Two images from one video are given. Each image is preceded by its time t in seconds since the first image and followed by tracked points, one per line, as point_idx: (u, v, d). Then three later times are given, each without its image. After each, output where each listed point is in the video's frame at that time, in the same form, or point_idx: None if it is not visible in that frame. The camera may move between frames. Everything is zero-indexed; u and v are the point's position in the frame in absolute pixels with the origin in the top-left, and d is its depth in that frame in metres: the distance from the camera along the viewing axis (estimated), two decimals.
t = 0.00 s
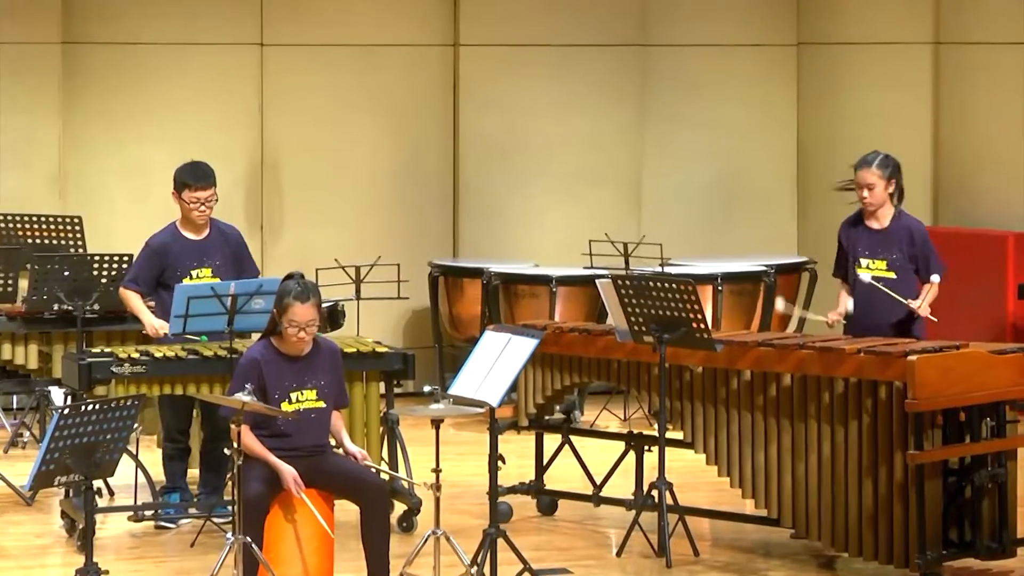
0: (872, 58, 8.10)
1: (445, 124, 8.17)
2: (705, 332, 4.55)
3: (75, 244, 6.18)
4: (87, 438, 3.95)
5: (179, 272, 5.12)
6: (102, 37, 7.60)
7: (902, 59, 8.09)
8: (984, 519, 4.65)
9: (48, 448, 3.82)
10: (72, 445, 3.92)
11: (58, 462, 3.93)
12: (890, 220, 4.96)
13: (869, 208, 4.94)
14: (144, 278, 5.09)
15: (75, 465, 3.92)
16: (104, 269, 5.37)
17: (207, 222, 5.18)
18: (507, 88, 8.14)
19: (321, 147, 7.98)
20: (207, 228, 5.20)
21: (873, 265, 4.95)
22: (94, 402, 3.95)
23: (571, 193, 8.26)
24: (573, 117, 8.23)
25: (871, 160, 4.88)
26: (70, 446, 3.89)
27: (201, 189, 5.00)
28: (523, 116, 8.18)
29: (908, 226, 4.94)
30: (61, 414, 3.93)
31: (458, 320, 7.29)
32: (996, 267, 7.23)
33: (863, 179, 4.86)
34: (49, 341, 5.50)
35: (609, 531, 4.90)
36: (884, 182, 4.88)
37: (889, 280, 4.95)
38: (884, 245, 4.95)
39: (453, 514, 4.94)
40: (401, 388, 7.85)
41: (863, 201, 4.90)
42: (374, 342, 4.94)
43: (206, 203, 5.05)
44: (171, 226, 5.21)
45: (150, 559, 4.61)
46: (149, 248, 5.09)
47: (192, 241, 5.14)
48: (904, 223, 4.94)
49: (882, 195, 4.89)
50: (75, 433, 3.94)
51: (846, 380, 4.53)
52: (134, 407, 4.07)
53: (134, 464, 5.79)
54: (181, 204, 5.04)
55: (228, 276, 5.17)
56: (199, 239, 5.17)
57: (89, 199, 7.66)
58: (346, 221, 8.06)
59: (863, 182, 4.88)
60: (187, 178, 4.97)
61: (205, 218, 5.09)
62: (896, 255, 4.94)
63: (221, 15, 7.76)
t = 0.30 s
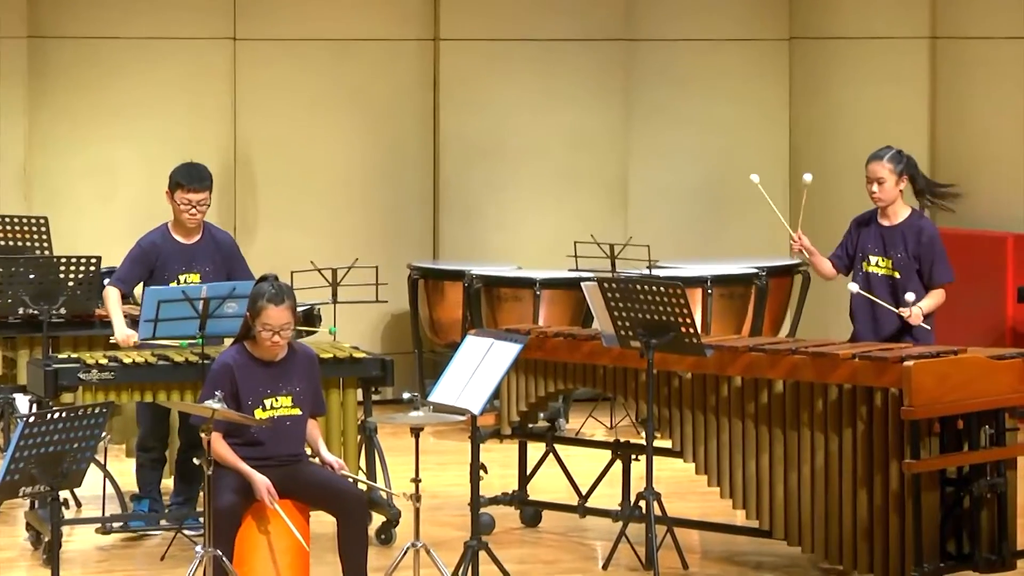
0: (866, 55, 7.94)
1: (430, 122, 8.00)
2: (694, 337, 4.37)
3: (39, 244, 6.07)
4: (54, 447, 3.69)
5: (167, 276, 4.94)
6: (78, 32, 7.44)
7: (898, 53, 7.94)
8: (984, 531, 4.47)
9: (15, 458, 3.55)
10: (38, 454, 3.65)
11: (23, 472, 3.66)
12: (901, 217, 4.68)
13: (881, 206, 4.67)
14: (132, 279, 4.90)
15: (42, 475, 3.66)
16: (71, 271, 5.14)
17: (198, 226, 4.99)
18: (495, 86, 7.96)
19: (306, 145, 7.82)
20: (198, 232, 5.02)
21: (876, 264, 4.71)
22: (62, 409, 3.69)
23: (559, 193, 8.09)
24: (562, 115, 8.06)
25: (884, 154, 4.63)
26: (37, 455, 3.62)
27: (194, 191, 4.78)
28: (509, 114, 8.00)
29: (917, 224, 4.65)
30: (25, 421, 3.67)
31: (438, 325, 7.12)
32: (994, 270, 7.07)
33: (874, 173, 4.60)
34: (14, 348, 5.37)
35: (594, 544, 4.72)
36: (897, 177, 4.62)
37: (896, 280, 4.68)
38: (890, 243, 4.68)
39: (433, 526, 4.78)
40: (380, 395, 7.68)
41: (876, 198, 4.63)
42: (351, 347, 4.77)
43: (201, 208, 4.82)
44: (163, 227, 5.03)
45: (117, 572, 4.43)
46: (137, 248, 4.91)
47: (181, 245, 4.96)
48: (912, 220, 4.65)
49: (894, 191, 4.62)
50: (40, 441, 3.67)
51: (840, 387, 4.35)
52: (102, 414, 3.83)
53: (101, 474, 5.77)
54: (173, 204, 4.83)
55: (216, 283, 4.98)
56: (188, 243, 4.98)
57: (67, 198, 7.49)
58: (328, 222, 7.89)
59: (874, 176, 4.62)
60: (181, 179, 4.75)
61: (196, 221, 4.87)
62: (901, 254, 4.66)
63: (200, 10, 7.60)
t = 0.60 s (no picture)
0: (861, 50, 7.80)
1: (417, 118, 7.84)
2: (686, 343, 4.21)
3: (9, 247, 5.94)
4: (21, 458, 3.46)
5: (148, 278, 4.78)
6: (57, 27, 7.29)
7: (896, 50, 7.79)
8: (983, 544, 4.30)
9: None
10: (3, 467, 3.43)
11: None
12: (875, 234, 4.72)
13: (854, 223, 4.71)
14: (111, 280, 4.73)
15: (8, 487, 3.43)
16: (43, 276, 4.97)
17: (181, 227, 4.82)
18: (486, 80, 7.82)
19: (291, 142, 7.67)
20: (182, 233, 4.85)
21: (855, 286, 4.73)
22: (28, 418, 3.45)
23: (549, 191, 7.95)
24: (551, 112, 7.90)
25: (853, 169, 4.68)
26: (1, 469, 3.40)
27: (178, 188, 4.61)
28: (498, 111, 7.85)
29: (892, 240, 4.69)
30: None
31: (422, 330, 6.97)
32: (994, 272, 6.92)
33: (845, 188, 4.65)
34: None
35: (581, 556, 4.57)
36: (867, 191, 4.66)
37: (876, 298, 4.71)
38: (866, 262, 4.71)
39: (416, 538, 4.64)
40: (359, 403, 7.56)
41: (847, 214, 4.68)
42: (331, 353, 4.62)
43: (183, 206, 4.66)
44: (145, 226, 4.87)
45: None
46: (118, 247, 4.74)
47: (162, 246, 4.79)
48: (887, 237, 4.70)
49: (866, 205, 4.67)
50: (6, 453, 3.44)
51: (835, 394, 4.20)
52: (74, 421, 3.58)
53: (71, 484, 5.67)
54: (154, 202, 4.66)
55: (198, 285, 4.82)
56: (170, 244, 4.81)
57: (48, 196, 7.34)
58: (314, 222, 7.75)
59: (844, 191, 4.66)
60: (162, 175, 4.59)
61: (177, 220, 4.70)
62: (880, 272, 4.69)
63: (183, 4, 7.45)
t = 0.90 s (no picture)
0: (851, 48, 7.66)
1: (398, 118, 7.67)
2: (671, 350, 4.05)
3: None
4: None
5: (110, 284, 4.62)
6: (31, 23, 7.12)
7: (887, 47, 7.61)
8: (978, 558, 4.11)
9: None
10: None
11: None
12: (843, 227, 4.47)
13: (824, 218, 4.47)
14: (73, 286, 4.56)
15: None
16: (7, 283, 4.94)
17: (144, 230, 4.67)
18: (468, 78, 7.67)
19: (271, 142, 7.52)
20: (146, 236, 4.69)
21: (818, 276, 4.47)
22: None
23: (534, 193, 7.80)
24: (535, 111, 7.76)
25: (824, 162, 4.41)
26: None
27: (138, 189, 4.47)
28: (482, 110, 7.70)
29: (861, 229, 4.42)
30: None
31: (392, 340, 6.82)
32: (991, 276, 6.76)
33: (819, 185, 4.40)
34: None
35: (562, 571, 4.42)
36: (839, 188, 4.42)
37: (840, 290, 4.45)
38: (831, 253, 4.46)
39: (390, 553, 4.50)
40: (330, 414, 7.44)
41: (818, 211, 4.44)
42: (303, 361, 4.47)
43: (144, 207, 4.50)
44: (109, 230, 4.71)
45: None
46: (80, 251, 4.59)
47: (126, 251, 4.63)
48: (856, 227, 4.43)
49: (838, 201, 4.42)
50: None
51: (825, 403, 4.05)
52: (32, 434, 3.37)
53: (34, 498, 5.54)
54: (115, 205, 4.51)
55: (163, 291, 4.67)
56: (134, 249, 4.65)
57: (21, 197, 7.17)
58: (293, 225, 7.60)
59: (817, 187, 4.41)
60: (122, 177, 4.46)
61: (139, 223, 4.54)
62: (846, 263, 4.42)
63: None
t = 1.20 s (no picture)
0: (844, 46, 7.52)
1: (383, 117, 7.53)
2: (660, 356, 3.91)
3: None
4: None
5: (74, 289, 4.49)
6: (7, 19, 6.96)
7: (885, 43, 7.47)
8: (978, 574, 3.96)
9: None
10: None
11: None
12: (821, 235, 4.43)
13: (801, 228, 4.41)
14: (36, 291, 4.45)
15: None
16: None
17: (110, 234, 4.53)
18: (455, 77, 7.53)
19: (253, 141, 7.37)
20: (112, 240, 4.55)
21: (800, 288, 4.43)
22: None
23: (522, 194, 7.65)
24: (523, 110, 7.61)
25: (792, 171, 4.34)
26: None
27: (104, 192, 4.33)
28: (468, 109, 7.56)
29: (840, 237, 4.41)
30: None
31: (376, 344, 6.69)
32: (991, 280, 6.63)
33: (790, 198, 4.33)
34: None
35: None
36: (812, 197, 4.35)
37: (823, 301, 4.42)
38: (812, 263, 4.42)
39: (368, 567, 4.36)
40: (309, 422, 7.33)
41: (795, 221, 4.38)
42: (278, 368, 4.32)
43: (110, 210, 4.37)
44: (74, 233, 4.58)
45: None
46: (44, 255, 4.47)
47: (90, 255, 4.50)
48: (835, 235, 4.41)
49: (814, 209, 4.36)
50: None
51: (819, 412, 3.90)
52: None
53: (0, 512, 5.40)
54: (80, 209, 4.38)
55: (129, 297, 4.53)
56: (99, 254, 4.52)
57: None
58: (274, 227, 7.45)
59: (789, 199, 4.34)
60: (87, 179, 4.32)
61: (104, 227, 4.41)
62: (828, 273, 4.40)
63: None
